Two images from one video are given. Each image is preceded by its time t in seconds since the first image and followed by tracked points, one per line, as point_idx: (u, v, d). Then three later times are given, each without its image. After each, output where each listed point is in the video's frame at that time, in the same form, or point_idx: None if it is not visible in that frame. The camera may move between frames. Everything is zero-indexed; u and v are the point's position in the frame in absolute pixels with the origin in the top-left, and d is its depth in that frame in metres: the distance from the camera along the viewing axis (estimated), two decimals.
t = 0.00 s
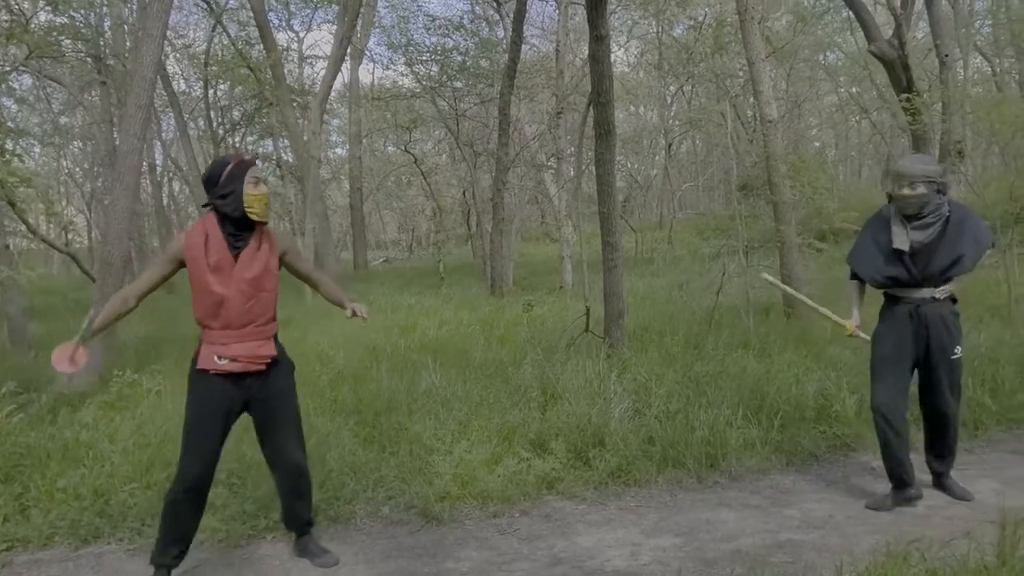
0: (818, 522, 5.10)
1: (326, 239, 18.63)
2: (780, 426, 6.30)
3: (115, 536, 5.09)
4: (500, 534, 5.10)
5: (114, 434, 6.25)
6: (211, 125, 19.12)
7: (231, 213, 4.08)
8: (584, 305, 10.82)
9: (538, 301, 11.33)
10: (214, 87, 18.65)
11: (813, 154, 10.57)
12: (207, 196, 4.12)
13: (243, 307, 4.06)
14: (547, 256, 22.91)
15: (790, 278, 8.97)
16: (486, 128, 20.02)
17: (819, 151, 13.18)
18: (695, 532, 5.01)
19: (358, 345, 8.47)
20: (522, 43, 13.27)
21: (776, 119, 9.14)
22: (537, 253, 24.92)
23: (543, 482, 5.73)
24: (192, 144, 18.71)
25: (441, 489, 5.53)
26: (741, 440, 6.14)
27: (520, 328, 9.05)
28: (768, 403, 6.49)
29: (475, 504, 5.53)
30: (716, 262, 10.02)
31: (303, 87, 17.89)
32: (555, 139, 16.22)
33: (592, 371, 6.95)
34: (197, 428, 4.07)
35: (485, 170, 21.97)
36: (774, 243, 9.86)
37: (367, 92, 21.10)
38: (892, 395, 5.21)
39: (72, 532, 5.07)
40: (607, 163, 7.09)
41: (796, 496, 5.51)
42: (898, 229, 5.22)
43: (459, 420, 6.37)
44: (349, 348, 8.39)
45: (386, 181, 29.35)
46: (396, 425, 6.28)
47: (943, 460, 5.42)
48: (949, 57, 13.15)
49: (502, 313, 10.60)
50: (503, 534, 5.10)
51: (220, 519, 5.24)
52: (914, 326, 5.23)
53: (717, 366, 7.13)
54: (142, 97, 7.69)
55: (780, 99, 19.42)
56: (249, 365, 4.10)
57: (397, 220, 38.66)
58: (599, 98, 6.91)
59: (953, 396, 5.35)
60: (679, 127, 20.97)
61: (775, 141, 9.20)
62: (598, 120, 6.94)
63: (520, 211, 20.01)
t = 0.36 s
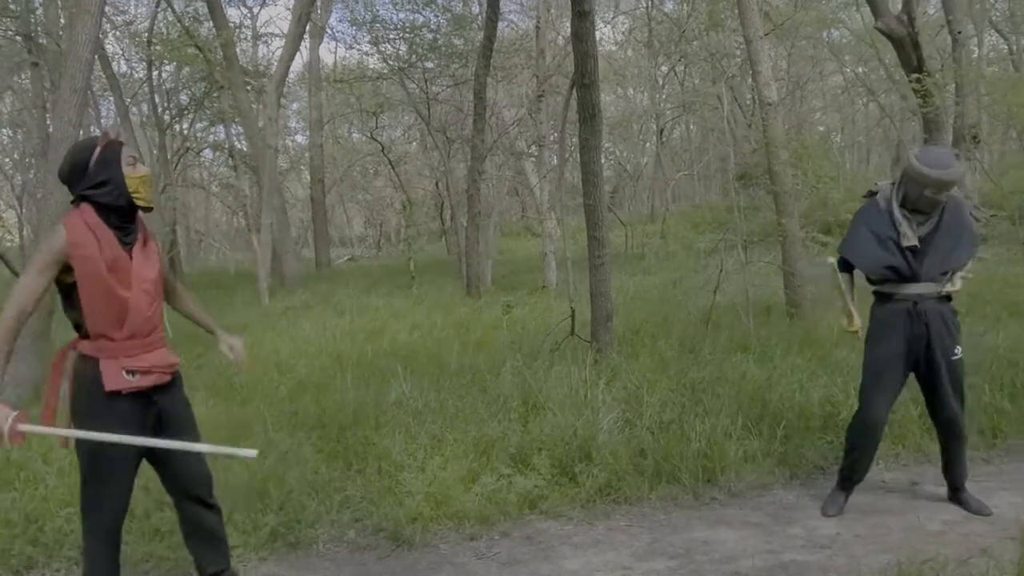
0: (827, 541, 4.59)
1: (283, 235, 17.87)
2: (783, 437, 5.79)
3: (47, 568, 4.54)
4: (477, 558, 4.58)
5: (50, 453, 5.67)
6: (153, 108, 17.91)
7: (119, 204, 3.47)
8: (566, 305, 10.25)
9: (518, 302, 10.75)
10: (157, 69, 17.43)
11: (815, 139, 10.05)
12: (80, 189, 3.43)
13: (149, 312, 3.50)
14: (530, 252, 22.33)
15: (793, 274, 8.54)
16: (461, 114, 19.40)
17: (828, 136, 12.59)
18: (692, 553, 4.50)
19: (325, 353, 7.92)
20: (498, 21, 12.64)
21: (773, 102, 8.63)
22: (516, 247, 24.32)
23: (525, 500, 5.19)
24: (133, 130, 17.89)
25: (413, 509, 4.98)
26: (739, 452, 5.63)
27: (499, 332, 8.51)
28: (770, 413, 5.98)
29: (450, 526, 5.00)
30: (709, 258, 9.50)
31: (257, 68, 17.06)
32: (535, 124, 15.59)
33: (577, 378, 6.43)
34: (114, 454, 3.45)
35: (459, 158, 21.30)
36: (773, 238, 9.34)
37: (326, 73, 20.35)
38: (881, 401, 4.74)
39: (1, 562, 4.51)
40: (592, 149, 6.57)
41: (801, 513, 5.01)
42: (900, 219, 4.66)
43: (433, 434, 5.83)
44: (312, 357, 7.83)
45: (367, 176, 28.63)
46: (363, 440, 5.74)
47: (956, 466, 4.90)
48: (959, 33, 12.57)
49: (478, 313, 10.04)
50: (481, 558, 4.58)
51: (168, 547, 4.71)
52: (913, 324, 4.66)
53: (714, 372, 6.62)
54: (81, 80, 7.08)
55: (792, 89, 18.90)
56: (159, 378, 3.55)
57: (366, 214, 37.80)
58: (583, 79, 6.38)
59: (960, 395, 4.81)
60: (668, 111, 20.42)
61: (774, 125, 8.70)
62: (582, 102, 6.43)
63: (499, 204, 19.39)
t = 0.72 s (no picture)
0: (871, 566, 4.07)
1: (273, 227, 17.28)
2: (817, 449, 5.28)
3: None
4: None
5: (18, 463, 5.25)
6: (130, 86, 17.42)
7: (57, 191, 3.16)
8: (577, 302, 9.71)
9: (526, 299, 10.21)
10: (137, 44, 16.99)
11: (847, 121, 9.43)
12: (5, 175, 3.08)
13: (102, 307, 3.22)
14: (541, 244, 21.74)
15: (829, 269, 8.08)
16: (463, 95, 18.79)
17: (861, 118, 11.92)
18: None
19: (319, 354, 7.47)
20: None
21: (804, 81, 8.10)
22: (524, 239, 23.72)
23: (533, 516, 4.71)
24: (107, 109, 17.41)
25: (410, 525, 4.52)
26: (768, 466, 5.12)
27: (504, 331, 8.02)
28: (804, 422, 5.47)
29: (451, 543, 4.52)
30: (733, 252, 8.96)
31: (242, 43, 16.47)
32: (546, 106, 14.97)
33: (590, 381, 5.95)
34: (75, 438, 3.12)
35: (463, 142, 20.73)
36: (805, 230, 8.80)
37: (318, 51, 19.77)
38: (892, 413, 4.20)
39: None
40: (606, 133, 6.08)
41: (842, 533, 4.48)
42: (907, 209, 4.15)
43: (433, 441, 5.37)
44: (308, 357, 7.41)
45: (377, 166, 28.14)
46: (357, 449, 5.29)
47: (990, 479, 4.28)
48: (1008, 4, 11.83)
49: (482, 311, 9.52)
50: None
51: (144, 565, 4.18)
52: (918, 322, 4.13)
53: (739, 375, 6.12)
54: (54, 59, 6.69)
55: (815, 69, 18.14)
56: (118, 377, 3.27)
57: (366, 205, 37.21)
58: (595, 56, 5.96)
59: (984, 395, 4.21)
60: (691, 89, 19.74)
61: (806, 106, 8.17)
62: (597, 81, 5.98)
63: (509, 193, 18.80)
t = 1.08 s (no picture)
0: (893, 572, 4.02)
1: (290, 227, 17.30)
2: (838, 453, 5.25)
3: None
4: None
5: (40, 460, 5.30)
6: (151, 87, 17.55)
7: (83, 194, 3.19)
8: (595, 305, 9.66)
9: (543, 302, 10.18)
10: (158, 46, 17.11)
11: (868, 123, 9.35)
12: (40, 182, 3.13)
13: (120, 307, 3.27)
14: (558, 245, 21.68)
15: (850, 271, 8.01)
16: (482, 96, 18.78)
17: (885, 121, 11.78)
18: None
19: (337, 355, 7.50)
20: None
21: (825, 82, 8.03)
22: (541, 241, 23.66)
23: (550, 518, 4.71)
24: (128, 110, 17.54)
25: (428, 525, 4.53)
26: (787, 469, 5.09)
27: (521, 334, 8.01)
28: (823, 425, 5.44)
29: (468, 544, 4.52)
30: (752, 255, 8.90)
31: (263, 45, 16.55)
32: (564, 107, 14.93)
33: (608, 384, 5.94)
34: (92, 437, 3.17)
35: (480, 142, 20.72)
36: (826, 232, 8.73)
37: (336, 51, 19.79)
38: (898, 415, 4.15)
39: None
40: (625, 135, 6.06)
41: (862, 538, 4.44)
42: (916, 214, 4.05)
43: (451, 442, 5.38)
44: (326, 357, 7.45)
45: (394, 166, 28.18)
46: (375, 450, 5.30)
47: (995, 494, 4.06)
48: None
49: (499, 313, 9.51)
50: None
51: (165, 562, 4.21)
52: (922, 327, 4.05)
53: (759, 378, 6.08)
54: (76, 60, 6.77)
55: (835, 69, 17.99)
56: (130, 375, 3.33)
57: (383, 206, 37.28)
58: (616, 58, 5.95)
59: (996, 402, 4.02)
60: (710, 90, 19.60)
61: (827, 107, 8.11)
62: (617, 83, 5.97)
63: (527, 194, 18.75)
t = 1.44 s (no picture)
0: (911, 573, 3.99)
1: (304, 226, 17.34)
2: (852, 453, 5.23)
3: None
4: None
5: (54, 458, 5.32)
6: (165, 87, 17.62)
7: (103, 201, 3.19)
8: (608, 304, 9.64)
9: (556, 300, 10.16)
10: (172, 46, 17.19)
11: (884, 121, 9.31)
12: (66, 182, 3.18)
13: (113, 314, 3.20)
14: (570, 244, 21.65)
15: (865, 270, 7.97)
16: (495, 96, 18.77)
17: (901, 118, 11.71)
18: None
19: (350, 354, 7.51)
20: None
21: (838, 79, 8.00)
22: (553, 240, 23.64)
23: (563, 517, 4.70)
24: (142, 109, 17.61)
25: (440, 524, 4.53)
26: (801, 470, 5.06)
27: (535, 332, 8.01)
28: (837, 427, 5.41)
29: (481, 543, 4.52)
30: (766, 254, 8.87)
31: (276, 45, 16.59)
32: (577, 106, 14.91)
33: (621, 383, 5.94)
34: (81, 437, 3.15)
35: (492, 141, 20.71)
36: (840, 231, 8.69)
37: (349, 50, 19.78)
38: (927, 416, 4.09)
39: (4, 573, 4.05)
40: (638, 133, 6.07)
41: (877, 539, 4.41)
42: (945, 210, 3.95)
43: (464, 442, 5.37)
44: (338, 356, 7.47)
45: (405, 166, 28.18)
46: (388, 448, 5.31)
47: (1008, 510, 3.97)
48: None
49: (512, 312, 9.50)
50: None
51: (178, 560, 4.22)
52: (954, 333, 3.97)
53: (773, 378, 6.07)
54: (91, 59, 6.82)
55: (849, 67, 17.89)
56: (112, 378, 3.25)
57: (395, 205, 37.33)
58: (630, 56, 5.94)
59: None
60: (723, 88, 19.52)
61: (842, 105, 8.07)
62: (630, 81, 5.97)
63: (538, 193, 18.74)
